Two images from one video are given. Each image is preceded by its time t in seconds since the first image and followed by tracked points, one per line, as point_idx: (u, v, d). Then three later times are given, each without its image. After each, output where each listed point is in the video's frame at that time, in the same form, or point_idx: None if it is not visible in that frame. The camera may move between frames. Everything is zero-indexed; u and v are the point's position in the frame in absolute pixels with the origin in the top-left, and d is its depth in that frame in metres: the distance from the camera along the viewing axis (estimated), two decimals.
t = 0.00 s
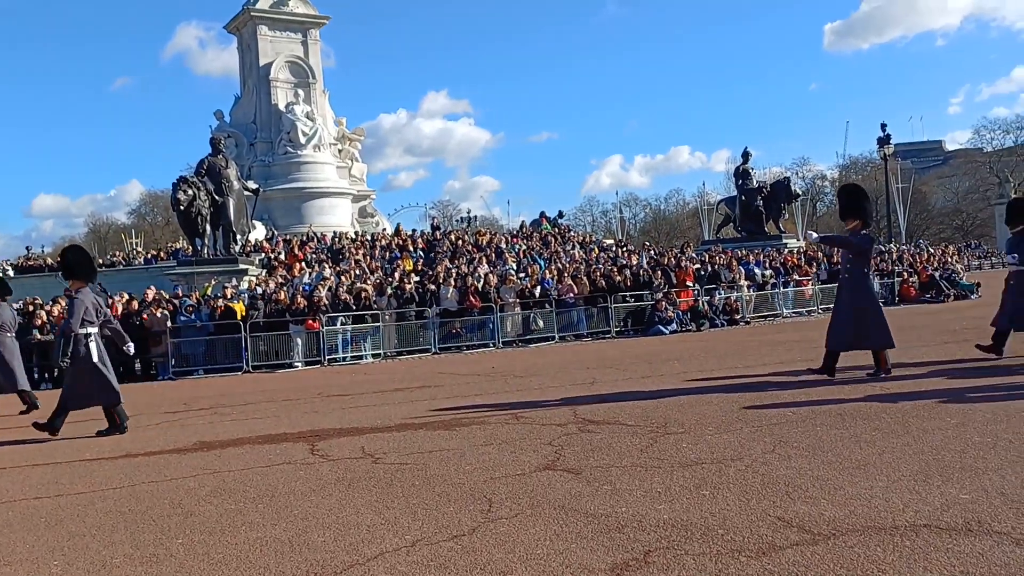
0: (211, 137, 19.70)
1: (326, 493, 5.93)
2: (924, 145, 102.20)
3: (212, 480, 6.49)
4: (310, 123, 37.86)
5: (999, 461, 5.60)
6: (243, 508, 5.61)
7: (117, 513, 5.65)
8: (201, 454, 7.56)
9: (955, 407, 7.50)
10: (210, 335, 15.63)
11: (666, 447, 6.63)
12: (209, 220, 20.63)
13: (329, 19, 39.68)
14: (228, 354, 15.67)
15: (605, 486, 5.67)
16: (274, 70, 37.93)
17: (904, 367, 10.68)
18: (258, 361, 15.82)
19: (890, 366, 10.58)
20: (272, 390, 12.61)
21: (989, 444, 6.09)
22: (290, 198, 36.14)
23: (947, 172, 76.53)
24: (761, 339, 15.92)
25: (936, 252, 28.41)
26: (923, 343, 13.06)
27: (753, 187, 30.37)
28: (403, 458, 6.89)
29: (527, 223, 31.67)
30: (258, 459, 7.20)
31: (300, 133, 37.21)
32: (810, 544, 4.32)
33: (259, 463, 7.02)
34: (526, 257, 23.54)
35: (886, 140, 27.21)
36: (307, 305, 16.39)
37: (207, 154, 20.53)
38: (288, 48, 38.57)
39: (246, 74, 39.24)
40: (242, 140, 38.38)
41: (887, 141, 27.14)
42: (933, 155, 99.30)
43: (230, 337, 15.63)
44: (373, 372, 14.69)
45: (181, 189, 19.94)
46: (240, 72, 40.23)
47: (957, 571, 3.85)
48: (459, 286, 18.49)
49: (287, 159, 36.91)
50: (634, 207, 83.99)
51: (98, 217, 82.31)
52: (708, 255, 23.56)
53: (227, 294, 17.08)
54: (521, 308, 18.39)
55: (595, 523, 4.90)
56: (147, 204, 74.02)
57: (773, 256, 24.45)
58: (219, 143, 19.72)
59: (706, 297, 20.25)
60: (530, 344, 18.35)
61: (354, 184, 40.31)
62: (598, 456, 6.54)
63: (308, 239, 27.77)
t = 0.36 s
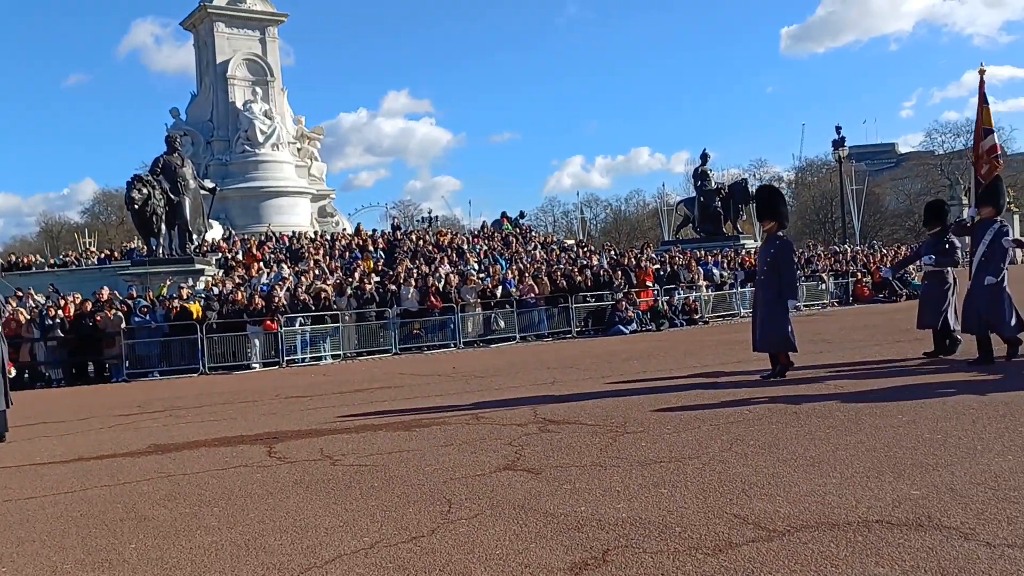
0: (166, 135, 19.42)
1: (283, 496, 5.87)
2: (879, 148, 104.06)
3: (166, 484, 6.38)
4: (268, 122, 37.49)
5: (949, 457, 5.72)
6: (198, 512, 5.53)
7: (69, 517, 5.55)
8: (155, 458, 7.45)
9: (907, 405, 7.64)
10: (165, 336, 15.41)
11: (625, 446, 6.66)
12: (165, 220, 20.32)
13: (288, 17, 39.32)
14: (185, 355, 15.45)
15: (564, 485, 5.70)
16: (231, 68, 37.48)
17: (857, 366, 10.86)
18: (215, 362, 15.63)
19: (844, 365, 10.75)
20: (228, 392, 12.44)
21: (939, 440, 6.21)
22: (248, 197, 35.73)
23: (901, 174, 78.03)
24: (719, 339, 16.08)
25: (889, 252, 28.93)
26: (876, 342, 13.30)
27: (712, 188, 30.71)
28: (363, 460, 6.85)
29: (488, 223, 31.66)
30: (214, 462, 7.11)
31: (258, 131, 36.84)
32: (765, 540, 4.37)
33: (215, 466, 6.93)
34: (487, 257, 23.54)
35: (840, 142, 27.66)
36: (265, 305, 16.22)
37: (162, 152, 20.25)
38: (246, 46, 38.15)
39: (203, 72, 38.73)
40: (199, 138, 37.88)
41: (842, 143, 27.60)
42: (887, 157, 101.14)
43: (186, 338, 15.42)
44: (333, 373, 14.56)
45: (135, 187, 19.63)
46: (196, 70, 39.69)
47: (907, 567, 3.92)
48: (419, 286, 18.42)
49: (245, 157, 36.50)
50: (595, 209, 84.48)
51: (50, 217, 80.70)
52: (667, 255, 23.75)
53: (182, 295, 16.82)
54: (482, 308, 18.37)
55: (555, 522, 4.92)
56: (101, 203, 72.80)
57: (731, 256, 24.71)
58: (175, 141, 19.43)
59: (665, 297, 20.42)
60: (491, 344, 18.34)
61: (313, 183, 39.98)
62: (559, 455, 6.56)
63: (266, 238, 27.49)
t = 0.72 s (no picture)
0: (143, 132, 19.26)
1: (262, 495, 5.84)
2: (857, 146, 104.78)
3: (144, 483, 6.34)
4: (248, 119, 37.27)
5: (925, 452, 5.78)
6: (176, 512, 5.49)
7: (45, 518, 5.49)
8: (133, 457, 7.39)
9: (884, 400, 7.71)
10: (144, 334, 15.29)
11: (606, 443, 6.68)
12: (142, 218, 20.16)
13: (266, 13, 39.06)
14: (163, 354, 15.34)
15: (544, 483, 5.70)
16: (210, 65, 37.22)
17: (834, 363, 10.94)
18: (194, 361, 15.52)
19: (821, 362, 10.81)
20: (208, 391, 12.36)
21: (915, 435, 6.27)
22: (227, 195, 35.49)
23: (879, 171, 78.63)
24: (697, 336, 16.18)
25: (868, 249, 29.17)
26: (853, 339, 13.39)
27: (692, 185, 30.81)
28: (343, 458, 6.83)
29: (469, 221, 31.62)
30: (193, 461, 7.06)
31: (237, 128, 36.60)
32: (744, 535, 4.40)
33: (194, 465, 6.89)
34: (468, 254, 23.52)
35: (819, 140, 27.78)
36: (244, 304, 16.13)
37: (140, 149, 20.08)
38: (224, 42, 37.88)
39: (181, 69, 38.42)
40: (177, 135, 37.61)
41: (820, 141, 27.74)
42: (866, 155, 101.89)
43: (164, 336, 15.29)
44: (313, 372, 14.51)
45: (112, 185, 19.46)
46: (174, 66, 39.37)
47: (885, 561, 3.95)
48: (400, 284, 18.36)
49: (224, 154, 36.27)
50: (576, 206, 84.66)
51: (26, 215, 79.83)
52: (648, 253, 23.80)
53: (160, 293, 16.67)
54: (463, 306, 18.36)
55: (535, 520, 4.92)
56: (78, 201, 72.15)
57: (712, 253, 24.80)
58: (152, 138, 19.27)
59: (646, 294, 20.47)
60: (472, 342, 18.33)
61: (293, 181, 39.76)
62: (539, 452, 6.57)
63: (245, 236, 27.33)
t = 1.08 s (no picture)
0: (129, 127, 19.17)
1: (251, 491, 5.82)
2: (845, 141, 105.09)
3: (131, 480, 6.31)
4: (235, 114, 37.11)
5: (911, 446, 5.81)
6: (163, 509, 5.47)
7: (31, 515, 5.46)
8: (119, 454, 7.35)
9: (871, 395, 7.74)
10: (130, 330, 15.22)
11: (594, 438, 6.69)
12: (129, 213, 20.07)
13: (254, 8, 38.88)
14: (150, 350, 15.27)
15: (533, 477, 5.71)
16: (196, 59, 37.03)
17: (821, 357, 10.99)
18: (181, 357, 15.46)
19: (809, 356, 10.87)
20: (195, 387, 12.30)
21: (902, 429, 6.31)
22: (214, 190, 35.34)
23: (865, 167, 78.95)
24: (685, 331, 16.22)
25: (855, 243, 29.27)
26: (841, 334, 13.46)
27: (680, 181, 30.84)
28: (331, 454, 6.81)
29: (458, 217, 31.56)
30: (181, 458, 7.03)
31: (224, 123, 36.43)
32: (731, 529, 4.41)
33: (181, 461, 6.87)
34: (457, 250, 23.49)
35: (806, 136, 27.86)
36: (232, 299, 16.06)
37: (126, 144, 19.95)
38: (211, 36, 37.69)
39: (168, 63, 38.21)
40: (163, 130, 37.43)
41: (807, 137, 27.81)
42: (853, 151, 102.27)
43: (151, 332, 15.23)
44: (301, 368, 14.47)
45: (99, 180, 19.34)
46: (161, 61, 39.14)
47: (871, 555, 3.96)
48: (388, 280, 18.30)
49: (211, 149, 36.11)
50: (565, 202, 84.72)
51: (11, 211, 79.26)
52: (636, 248, 23.82)
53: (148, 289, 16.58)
54: (452, 302, 18.35)
55: (523, 515, 4.93)
56: (64, 196, 71.70)
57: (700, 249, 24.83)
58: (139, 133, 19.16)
59: (634, 289, 20.48)
60: (460, 337, 18.32)
61: (281, 176, 39.61)
62: (528, 448, 6.58)
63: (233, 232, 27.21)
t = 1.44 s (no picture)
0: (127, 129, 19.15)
1: (250, 493, 5.82)
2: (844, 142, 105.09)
3: (129, 482, 6.31)
4: (232, 116, 37.11)
5: (909, 446, 5.81)
6: (161, 511, 5.47)
7: (29, 518, 5.46)
8: (118, 456, 7.35)
9: (869, 395, 7.74)
10: (129, 332, 15.21)
11: (593, 439, 6.70)
12: (127, 215, 20.07)
13: (251, 9, 38.86)
14: (148, 352, 15.26)
15: (532, 479, 5.71)
16: (194, 61, 37.02)
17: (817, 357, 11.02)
18: (179, 359, 15.46)
19: (806, 356, 10.89)
20: (193, 389, 12.30)
21: (900, 429, 6.31)
22: (212, 192, 35.32)
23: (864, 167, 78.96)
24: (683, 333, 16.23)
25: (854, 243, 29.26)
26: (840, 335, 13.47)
27: (678, 182, 30.83)
28: (330, 456, 6.81)
29: (456, 218, 31.57)
30: (179, 460, 7.02)
31: (222, 125, 36.42)
32: (730, 530, 4.42)
33: (179, 463, 6.86)
34: (455, 252, 23.49)
35: (804, 136, 27.88)
36: (230, 301, 16.05)
37: (123, 147, 19.96)
38: (208, 39, 37.69)
39: (165, 65, 38.19)
40: (161, 132, 37.40)
41: (806, 138, 27.81)
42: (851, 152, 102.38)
43: (150, 334, 15.22)
44: (300, 370, 14.46)
45: (96, 182, 19.33)
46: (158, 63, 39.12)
47: (868, 554, 3.97)
48: (387, 281, 18.29)
49: (209, 152, 36.10)
50: (563, 203, 84.83)
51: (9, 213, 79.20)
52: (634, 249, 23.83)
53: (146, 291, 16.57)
54: (450, 303, 18.34)
55: (522, 516, 4.93)
56: (62, 199, 71.72)
57: (698, 249, 24.81)
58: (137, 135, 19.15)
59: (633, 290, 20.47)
60: (459, 339, 18.32)
61: (279, 178, 39.61)
62: (526, 449, 6.58)
63: (231, 233, 27.20)
